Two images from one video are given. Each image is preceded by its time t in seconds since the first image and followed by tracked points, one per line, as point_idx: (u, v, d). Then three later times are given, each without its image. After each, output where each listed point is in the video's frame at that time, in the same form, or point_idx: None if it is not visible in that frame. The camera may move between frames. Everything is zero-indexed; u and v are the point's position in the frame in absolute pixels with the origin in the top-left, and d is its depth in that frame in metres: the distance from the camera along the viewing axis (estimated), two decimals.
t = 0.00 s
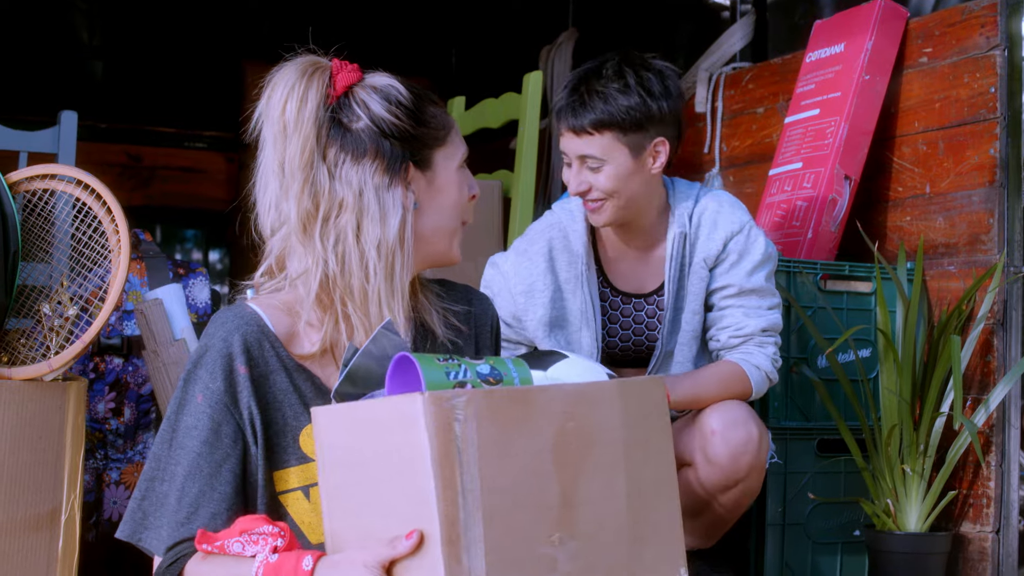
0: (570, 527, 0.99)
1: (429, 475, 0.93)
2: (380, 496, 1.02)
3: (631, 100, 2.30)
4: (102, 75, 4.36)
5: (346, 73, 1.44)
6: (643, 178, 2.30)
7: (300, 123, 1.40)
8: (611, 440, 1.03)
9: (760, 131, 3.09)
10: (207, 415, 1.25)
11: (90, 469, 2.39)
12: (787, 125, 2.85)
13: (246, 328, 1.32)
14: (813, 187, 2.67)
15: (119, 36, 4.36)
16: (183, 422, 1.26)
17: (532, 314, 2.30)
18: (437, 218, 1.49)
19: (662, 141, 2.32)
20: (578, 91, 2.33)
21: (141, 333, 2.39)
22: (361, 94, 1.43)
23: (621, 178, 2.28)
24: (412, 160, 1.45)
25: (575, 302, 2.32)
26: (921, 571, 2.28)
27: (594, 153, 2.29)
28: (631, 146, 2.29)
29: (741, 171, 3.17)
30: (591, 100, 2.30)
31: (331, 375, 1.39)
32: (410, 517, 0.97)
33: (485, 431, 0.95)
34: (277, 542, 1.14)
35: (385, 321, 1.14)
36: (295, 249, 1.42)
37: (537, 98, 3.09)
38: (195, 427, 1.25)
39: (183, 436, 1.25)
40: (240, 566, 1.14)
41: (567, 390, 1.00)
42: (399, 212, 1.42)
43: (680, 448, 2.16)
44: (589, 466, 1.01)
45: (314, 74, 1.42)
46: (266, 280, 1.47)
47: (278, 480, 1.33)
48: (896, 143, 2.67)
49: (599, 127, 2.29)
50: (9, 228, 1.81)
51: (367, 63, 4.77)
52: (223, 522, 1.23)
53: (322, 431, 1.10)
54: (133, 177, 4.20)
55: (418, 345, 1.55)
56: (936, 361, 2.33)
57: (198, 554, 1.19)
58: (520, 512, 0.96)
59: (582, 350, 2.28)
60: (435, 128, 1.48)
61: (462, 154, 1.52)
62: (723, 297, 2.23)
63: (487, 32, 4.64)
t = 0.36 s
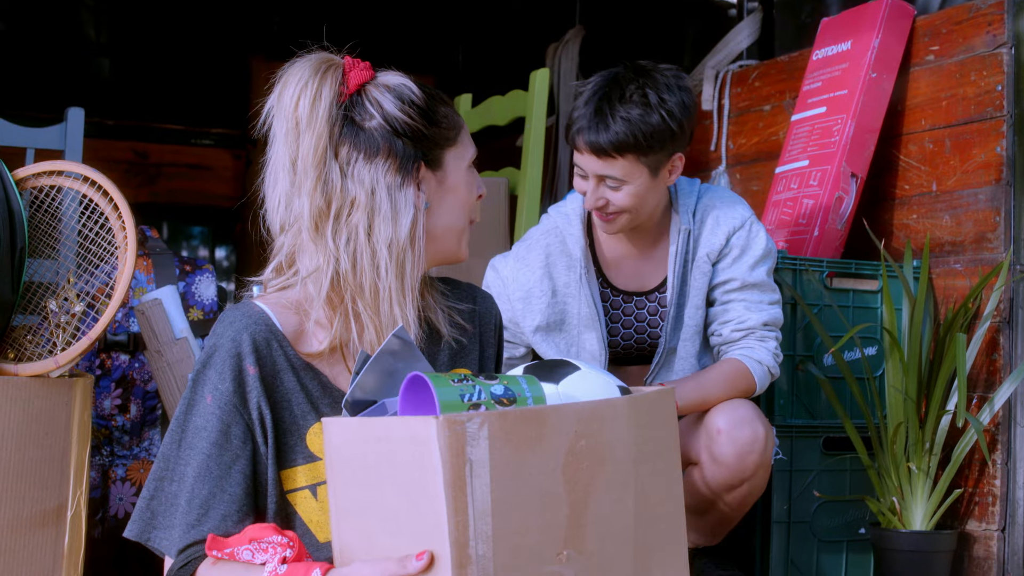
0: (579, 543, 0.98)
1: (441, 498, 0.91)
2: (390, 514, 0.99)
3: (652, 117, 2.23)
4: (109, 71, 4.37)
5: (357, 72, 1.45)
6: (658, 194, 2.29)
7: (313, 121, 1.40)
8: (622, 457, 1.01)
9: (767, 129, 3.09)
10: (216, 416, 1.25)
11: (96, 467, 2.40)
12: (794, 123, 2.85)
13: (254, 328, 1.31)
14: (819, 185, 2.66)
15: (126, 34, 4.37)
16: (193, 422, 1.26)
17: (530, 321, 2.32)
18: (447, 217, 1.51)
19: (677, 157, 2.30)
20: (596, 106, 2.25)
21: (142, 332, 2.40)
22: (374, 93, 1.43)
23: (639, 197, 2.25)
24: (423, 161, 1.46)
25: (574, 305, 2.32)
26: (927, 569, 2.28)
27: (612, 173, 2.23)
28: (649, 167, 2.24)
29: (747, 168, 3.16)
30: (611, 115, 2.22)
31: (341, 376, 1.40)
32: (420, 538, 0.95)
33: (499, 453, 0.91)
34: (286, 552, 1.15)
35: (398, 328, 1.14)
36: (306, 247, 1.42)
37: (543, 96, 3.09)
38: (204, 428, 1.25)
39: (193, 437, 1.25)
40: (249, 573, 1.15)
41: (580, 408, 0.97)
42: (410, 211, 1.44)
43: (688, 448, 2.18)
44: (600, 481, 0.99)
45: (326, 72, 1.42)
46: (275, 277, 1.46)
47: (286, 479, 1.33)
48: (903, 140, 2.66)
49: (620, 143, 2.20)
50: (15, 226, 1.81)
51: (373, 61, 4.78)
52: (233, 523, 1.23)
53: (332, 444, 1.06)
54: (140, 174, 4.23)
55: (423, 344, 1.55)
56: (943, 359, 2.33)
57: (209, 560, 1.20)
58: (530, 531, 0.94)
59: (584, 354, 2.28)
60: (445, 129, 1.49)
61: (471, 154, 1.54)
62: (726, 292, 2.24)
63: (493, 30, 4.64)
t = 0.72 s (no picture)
0: (574, 544, 0.98)
1: (434, 500, 0.90)
2: (385, 515, 0.99)
3: (670, 113, 2.24)
4: (110, 66, 4.37)
5: (356, 67, 1.45)
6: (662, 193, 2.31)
7: (309, 115, 1.40)
8: (616, 456, 1.02)
9: (767, 124, 3.08)
10: (212, 414, 1.25)
11: (96, 462, 2.32)
12: (795, 119, 2.84)
13: (250, 324, 1.32)
14: (820, 181, 2.66)
15: (126, 29, 4.36)
16: (190, 419, 1.27)
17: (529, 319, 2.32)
18: (444, 213, 1.50)
19: (686, 157, 2.33)
20: (614, 99, 2.25)
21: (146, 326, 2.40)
22: (373, 88, 1.43)
23: (647, 195, 2.26)
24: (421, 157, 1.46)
25: (572, 300, 2.31)
26: (927, 565, 2.28)
27: (626, 170, 2.23)
28: (661, 165, 2.25)
29: (748, 164, 3.16)
30: (632, 108, 2.22)
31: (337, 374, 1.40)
32: (414, 539, 0.95)
33: (491, 455, 0.91)
34: (282, 551, 1.16)
35: (396, 326, 1.13)
36: (301, 242, 1.42)
37: (544, 92, 3.09)
38: (201, 425, 1.25)
39: (190, 433, 1.26)
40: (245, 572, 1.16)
41: (576, 409, 0.97)
42: (408, 206, 1.44)
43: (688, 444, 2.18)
44: (595, 480, 0.99)
45: (325, 66, 1.43)
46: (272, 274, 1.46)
47: (282, 475, 1.33)
48: (903, 137, 2.66)
49: (641, 134, 2.19)
50: (14, 221, 1.81)
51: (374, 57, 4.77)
52: (229, 521, 1.24)
53: (328, 444, 1.07)
54: (140, 170, 4.24)
55: (418, 338, 1.55)
56: (943, 355, 2.33)
57: (206, 558, 1.21)
58: (525, 532, 0.94)
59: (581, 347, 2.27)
60: (444, 125, 1.49)
61: (470, 151, 1.54)
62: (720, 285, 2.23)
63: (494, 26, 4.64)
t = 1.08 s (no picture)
0: (570, 545, 0.98)
1: (431, 503, 0.91)
2: (380, 517, 0.99)
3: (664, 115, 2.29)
4: (110, 63, 4.36)
5: (350, 61, 1.44)
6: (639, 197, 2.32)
7: (302, 111, 1.41)
8: (613, 456, 1.02)
9: (767, 121, 3.08)
10: (209, 413, 1.26)
11: (96, 459, 2.32)
12: (795, 115, 2.84)
13: (246, 323, 1.32)
14: (819, 177, 2.66)
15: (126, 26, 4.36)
16: (186, 419, 1.28)
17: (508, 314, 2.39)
18: (433, 210, 1.49)
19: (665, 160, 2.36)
20: (613, 98, 2.26)
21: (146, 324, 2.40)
22: (365, 83, 1.42)
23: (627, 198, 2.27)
24: (411, 154, 1.45)
25: (545, 296, 2.33)
26: (927, 561, 2.28)
27: (616, 168, 2.23)
28: (645, 166, 2.27)
29: (748, 161, 3.16)
30: (629, 107, 2.24)
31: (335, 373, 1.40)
32: (411, 541, 0.95)
33: (487, 458, 0.91)
34: (279, 553, 1.16)
35: (391, 326, 1.14)
36: (293, 237, 1.43)
37: (544, 89, 3.08)
38: (197, 425, 1.26)
39: (187, 434, 1.27)
40: (243, 572, 1.18)
41: (572, 411, 0.97)
42: (394, 202, 1.43)
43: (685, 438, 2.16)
44: (591, 481, 1.00)
45: (317, 61, 1.42)
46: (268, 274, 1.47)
47: (279, 474, 1.33)
48: (903, 133, 2.65)
49: (643, 133, 2.22)
50: (14, 219, 1.81)
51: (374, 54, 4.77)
52: (228, 520, 1.24)
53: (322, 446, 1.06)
54: (140, 167, 4.22)
55: (414, 336, 1.56)
56: (943, 351, 2.32)
57: (204, 559, 1.22)
58: (521, 533, 0.94)
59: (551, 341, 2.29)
60: (437, 121, 1.48)
61: (463, 148, 1.52)
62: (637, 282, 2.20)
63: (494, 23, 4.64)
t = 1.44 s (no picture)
0: (567, 547, 0.99)
1: (429, 508, 0.91)
2: (378, 519, 0.98)
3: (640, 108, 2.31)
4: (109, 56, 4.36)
5: (345, 50, 1.46)
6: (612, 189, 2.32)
7: (288, 98, 1.45)
8: (609, 455, 1.02)
9: (767, 112, 3.07)
10: (205, 410, 1.26)
11: (96, 451, 2.32)
12: (794, 106, 2.84)
13: (240, 319, 1.32)
14: (819, 168, 2.66)
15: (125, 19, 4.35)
16: (182, 417, 1.28)
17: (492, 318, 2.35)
18: (414, 205, 1.47)
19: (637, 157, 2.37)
20: (588, 92, 2.27)
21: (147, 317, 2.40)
22: (353, 73, 1.45)
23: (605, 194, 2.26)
24: (389, 146, 1.45)
25: (524, 294, 2.30)
26: (928, 553, 2.28)
27: (595, 162, 2.22)
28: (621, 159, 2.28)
29: (747, 152, 3.16)
30: (607, 100, 2.25)
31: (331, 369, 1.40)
32: (408, 547, 0.95)
33: (483, 462, 0.92)
34: (276, 555, 1.16)
35: (385, 325, 1.14)
36: (277, 219, 1.48)
37: (543, 80, 3.08)
38: (194, 422, 1.27)
39: (184, 432, 1.27)
40: (241, 573, 1.18)
41: (569, 412, 0.98)
42: (366, 194, 1.45)
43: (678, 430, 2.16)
44: (588, 483, 1.01)
45: (310, 48, 1.46)
46: (260, 259, 1.50)
47: (277, 469, 1.34)
48: (903, 124, 2.65)
49: (622, 124, 2.23)
50: (12, 212, 1.81)
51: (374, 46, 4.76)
52: (226, 517, 1.25)
53: (319, 445, 1.04)
54: (139, 160, 4.22)
55: (410, 332, 1.56)
56: (943, 342, 2.32)
57: (202, 558, 1.22)
58: (519, 537, 0.95)
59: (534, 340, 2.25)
60: (423, 115, 1.47)
61: (451, 142, 1.48)
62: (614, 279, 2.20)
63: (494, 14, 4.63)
